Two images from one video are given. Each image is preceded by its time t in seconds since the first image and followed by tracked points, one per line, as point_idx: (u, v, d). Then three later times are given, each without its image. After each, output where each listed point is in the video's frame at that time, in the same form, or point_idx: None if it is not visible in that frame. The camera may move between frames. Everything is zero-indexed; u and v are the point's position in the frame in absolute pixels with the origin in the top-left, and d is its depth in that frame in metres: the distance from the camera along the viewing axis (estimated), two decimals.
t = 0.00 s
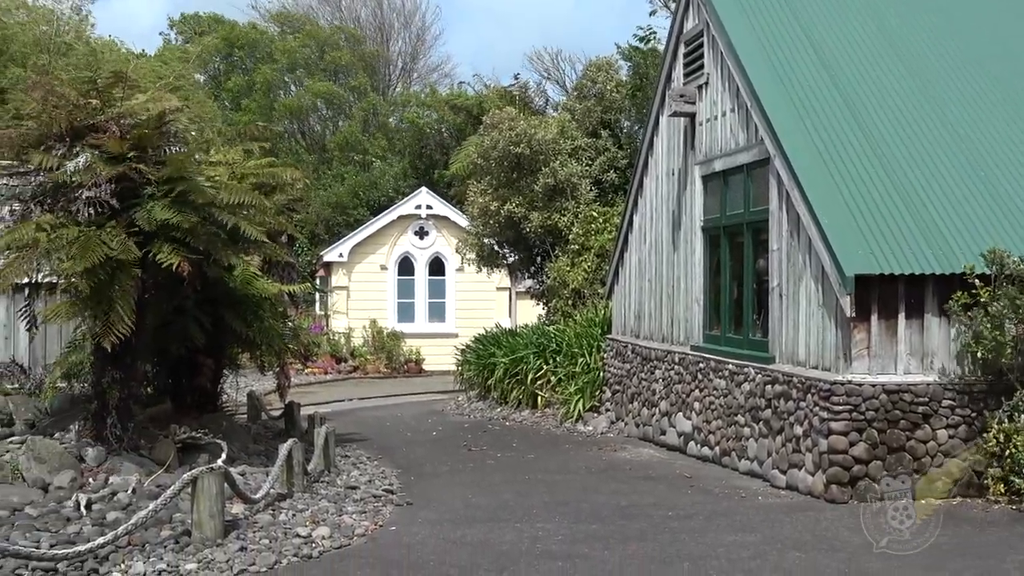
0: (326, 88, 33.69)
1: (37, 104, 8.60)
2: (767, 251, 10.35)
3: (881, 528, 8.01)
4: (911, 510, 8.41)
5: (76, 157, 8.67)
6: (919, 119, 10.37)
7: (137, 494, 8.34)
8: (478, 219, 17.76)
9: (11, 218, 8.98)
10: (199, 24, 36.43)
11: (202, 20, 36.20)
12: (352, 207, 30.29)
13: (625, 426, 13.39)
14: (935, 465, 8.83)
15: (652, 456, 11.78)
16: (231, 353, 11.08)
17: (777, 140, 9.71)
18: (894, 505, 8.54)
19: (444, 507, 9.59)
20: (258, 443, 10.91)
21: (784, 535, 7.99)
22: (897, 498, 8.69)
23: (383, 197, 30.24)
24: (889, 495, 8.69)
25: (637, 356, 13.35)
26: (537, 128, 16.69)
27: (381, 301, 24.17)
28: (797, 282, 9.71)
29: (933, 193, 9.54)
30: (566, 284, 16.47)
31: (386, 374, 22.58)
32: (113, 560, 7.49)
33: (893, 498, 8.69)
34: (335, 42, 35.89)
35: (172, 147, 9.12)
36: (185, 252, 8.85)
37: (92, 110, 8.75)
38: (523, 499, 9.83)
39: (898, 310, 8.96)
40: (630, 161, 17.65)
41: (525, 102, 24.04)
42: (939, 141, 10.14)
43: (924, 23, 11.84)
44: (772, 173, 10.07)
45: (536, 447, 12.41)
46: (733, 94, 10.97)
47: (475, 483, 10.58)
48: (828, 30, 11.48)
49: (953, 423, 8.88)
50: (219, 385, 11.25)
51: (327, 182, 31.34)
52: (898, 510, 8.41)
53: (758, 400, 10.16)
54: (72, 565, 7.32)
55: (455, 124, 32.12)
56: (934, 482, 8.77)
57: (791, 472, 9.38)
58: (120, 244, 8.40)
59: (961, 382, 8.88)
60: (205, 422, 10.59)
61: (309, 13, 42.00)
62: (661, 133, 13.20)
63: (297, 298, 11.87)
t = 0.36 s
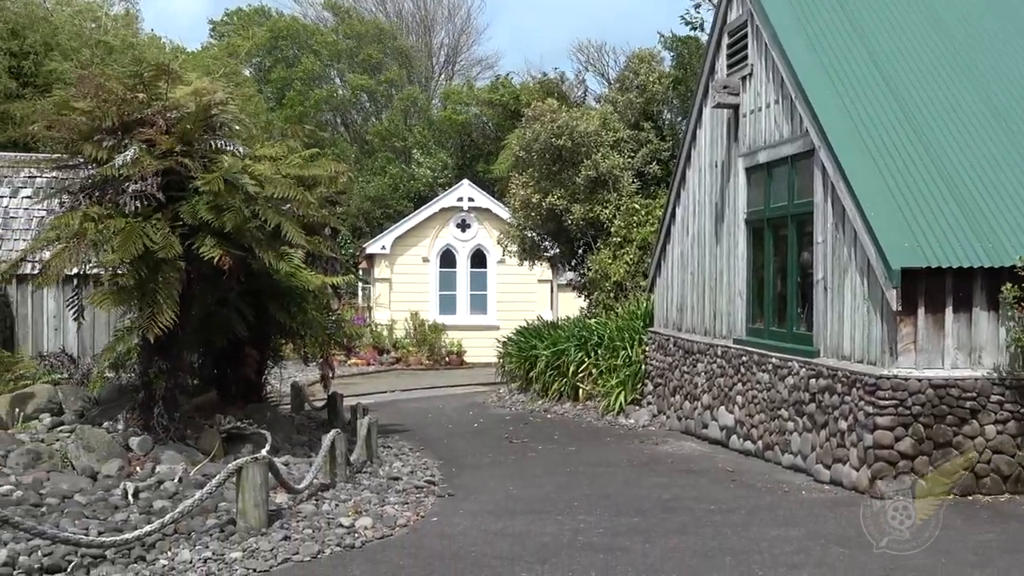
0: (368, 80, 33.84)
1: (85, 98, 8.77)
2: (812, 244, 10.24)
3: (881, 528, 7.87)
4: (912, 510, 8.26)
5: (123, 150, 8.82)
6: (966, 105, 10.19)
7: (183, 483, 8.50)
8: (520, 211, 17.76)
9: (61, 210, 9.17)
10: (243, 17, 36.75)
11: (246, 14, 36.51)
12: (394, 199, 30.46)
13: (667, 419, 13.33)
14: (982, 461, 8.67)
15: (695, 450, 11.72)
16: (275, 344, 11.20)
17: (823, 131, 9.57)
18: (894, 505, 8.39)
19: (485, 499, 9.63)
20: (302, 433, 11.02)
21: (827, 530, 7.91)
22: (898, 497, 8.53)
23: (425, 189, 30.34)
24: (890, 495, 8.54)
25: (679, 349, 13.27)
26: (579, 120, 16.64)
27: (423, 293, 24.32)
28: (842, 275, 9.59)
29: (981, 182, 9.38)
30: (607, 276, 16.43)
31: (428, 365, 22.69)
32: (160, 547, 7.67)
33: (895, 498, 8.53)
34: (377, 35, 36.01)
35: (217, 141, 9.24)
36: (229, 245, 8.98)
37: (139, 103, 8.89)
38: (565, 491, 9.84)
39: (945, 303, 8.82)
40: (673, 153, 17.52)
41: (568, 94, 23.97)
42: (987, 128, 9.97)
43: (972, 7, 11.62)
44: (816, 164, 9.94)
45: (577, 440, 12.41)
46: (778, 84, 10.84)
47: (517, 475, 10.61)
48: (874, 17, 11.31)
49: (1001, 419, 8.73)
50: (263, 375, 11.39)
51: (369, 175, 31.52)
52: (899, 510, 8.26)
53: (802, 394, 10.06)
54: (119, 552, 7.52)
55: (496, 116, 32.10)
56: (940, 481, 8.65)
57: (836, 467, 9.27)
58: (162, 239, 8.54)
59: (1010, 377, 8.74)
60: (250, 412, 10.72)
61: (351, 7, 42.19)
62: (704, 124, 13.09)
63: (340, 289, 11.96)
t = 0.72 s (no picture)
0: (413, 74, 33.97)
1: (136, 92, 8.92)
2: (860, 237, 10.10)
3: (882, 529, 7.78)
4: (911, 508, 8.22)
5: (172, 144, 8.96)
6: (1018, 96, 10.03)
7: (231, 473, 8.66)
8: (564, 204, 17.73)
9: (112, 203, 9.34)
10: (289, 12, 37.06)
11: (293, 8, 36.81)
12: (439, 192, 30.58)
13: (712, 413, 13.26)
14: None
15: (740, 444, 11.65)
16: (321, 336, 11.31)
17: (871, 122, 9.43)
18: (893, 505, 8.36)
19: (529, 491, 9.66)
20: (347, 425, 11.14)
21: (875, 527, 7.83)
22: (897, 499, 8.52)
23: (470, 182, 30.41)
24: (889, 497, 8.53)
25: (724, 343, 13.18)
26: (623, 113, 16.56)
27: (467, 286, 24.41)
28: (891, 269, 9.46)
29: None
30: (652, 269, 16.37)
31: (472, 358, 22.79)
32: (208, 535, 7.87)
33: (895, 500, 8.51)
34: (423, 29, 36.13)
35: (264, 134, 9.34)
36: (276, 237, 9.10)
37: (188, 98, 9.03)
38: (608, 484, 9.84)
39: (997, 297, 8.69)
40: (718, 145, 17.39)
41: (613, 86, 23.86)
42: None
43: None
44: (865, 156, 9.80)
45: (621, 433, 12.39)
46: (826, 75, 10.70)
47: (561, 467, 10.63)
48: (923, 6, 11.15)
49: None
50: (309, 367, 11.52)
51: (414, 167, 31.67)
52: (898, 508, 8.23)
53: (849, 388, 9.94)
54: (169, 540, 7.73)
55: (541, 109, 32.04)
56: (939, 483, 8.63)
57: (883, 463, 9.16)
58: (210, 237, 8.63)
59: None
60: (296, 403, 10.85)
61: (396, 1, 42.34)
62: (751, 116, 12.96)
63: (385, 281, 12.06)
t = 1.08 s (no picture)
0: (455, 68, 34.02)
1: (181, 87, 9.05)
2: (905, 230, 9.97)
3: (899, 527, 7.70)
4: (910, 509, 8.18)
5: (216, 137, 9.08)
6: None
7: (274, 464, 8.82)
8: (605, 197, 17.66)
9: (157, 196, 9.49)
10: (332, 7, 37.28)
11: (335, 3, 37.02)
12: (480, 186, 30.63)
13: (754, 408, 13.16)
14: None
15: (782, 439, 11.56)
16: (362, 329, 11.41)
17: (918, 118, 9.28)
18: (892, 506, 8.33)
19: (569, 484, 9.67)
20: (389, 417, 11.23)
21: (919, 524, 7.74)
22: (896, 501, 8.49)
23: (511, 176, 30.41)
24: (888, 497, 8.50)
25: (766, 337, 13.06)
26: (666, 106, 16.56)
27: (508, 279, 24.43)
28: (937, 263, 9.32)
29: None
30: (693, 263, 16.29)
31: (513, 351, 22.82)
32: (251, 526, 8.10)
33: (924, 498, 8.44)
34: (465, 23, 36.16)
35: (307, 128, 9.44)
36: (318, 230, 9.20)
37: (232, 92, 9.14)
38: (648, 479, 9.82)
39: None
40: (761, 138, 17.23)
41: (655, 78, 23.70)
42: None
43: None
44: (912, 149, 9.66)
45: (662, 427, 12.35)
46: (872, 67, 10.55)
47: (601, 461, 10.63)
48: None
49: None
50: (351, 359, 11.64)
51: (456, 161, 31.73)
52: (897, 508, 8.19)
53: (893, 384, 9.83)
54: (214, 529, 7.96)
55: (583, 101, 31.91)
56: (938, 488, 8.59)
57: (928, 459, 9.05)
58: (253, 224, 8.80)
59: None
60: (338, 396, 10.95)
61: None
62: (794, 108, 12.82)
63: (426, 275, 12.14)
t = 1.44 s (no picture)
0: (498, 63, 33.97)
1: (225, 84, 9.17)
2: (953, 224, 9.82)
3: (945, 524, 7.62)
4: (909, 509, 8.12)
5: (260, 134, 9.20)
6: None
7: (319, 456, 8.98)
8: (648, 191, 17.59)
9: (203, 190, 9.63)
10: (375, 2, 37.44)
11: None
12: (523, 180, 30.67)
13: (798, 404, 13.05)
14: None
15: (826, 435, 11.46)
16: (405, 323, 11.50)
17: (966, 109, 9.13)
18: (892, 505, 8.27)
19: (611, 479, 9.68)
20: (431, 410, 11.31)
21: (966, 522, 7.65)
22: (896, 501, 8.42)
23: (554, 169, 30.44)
24: (888, 497, 8.43)
25: (811, 332, 12.93)
26: (709, 99, 16.31)
27: (551, 274, 24.45)
28: (986, 257, 9.17)
29: None
30: (737, 257, 16.20)
31: (556, 345, 22.84)
32: (296, 517, 8.24)
33: (972, 496, 8.33)
34: (507, 17, 36.15)
35: (351, 124, 9.53)
36: (362, 226, 9.27)
37: (276, 88, 9.24)
38: (691, 474, 9.79)
39: None
40: (806, 131, 17.07)
41: (700, 71, 23.54)
42: None
43: None
44: (960, 142, 9.51)
45: (705, 422, 12.30)
46: (919, 59, 10.40)
47: (643, 456, 10.62)
48: None
49: None
50: (394, 352, 11.72)
51: (498, 155, 31.76)
52: (897, 507, 8.13)
53: (940, 380, 9.69)
54: (259, 520, 8.13)
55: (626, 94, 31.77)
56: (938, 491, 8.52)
57: (976, 456, 8.92)
58: (286, 228, 8.82)
59: None
60: (381, 389, 11.05)
61: None
62: (839, 101, 12.67)
63: (469, 269, 12.19)
